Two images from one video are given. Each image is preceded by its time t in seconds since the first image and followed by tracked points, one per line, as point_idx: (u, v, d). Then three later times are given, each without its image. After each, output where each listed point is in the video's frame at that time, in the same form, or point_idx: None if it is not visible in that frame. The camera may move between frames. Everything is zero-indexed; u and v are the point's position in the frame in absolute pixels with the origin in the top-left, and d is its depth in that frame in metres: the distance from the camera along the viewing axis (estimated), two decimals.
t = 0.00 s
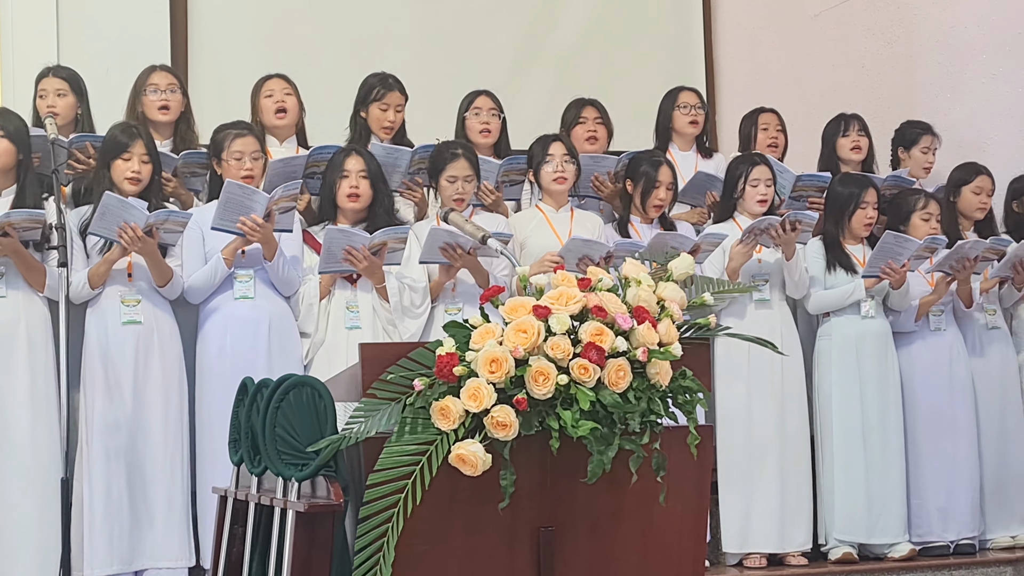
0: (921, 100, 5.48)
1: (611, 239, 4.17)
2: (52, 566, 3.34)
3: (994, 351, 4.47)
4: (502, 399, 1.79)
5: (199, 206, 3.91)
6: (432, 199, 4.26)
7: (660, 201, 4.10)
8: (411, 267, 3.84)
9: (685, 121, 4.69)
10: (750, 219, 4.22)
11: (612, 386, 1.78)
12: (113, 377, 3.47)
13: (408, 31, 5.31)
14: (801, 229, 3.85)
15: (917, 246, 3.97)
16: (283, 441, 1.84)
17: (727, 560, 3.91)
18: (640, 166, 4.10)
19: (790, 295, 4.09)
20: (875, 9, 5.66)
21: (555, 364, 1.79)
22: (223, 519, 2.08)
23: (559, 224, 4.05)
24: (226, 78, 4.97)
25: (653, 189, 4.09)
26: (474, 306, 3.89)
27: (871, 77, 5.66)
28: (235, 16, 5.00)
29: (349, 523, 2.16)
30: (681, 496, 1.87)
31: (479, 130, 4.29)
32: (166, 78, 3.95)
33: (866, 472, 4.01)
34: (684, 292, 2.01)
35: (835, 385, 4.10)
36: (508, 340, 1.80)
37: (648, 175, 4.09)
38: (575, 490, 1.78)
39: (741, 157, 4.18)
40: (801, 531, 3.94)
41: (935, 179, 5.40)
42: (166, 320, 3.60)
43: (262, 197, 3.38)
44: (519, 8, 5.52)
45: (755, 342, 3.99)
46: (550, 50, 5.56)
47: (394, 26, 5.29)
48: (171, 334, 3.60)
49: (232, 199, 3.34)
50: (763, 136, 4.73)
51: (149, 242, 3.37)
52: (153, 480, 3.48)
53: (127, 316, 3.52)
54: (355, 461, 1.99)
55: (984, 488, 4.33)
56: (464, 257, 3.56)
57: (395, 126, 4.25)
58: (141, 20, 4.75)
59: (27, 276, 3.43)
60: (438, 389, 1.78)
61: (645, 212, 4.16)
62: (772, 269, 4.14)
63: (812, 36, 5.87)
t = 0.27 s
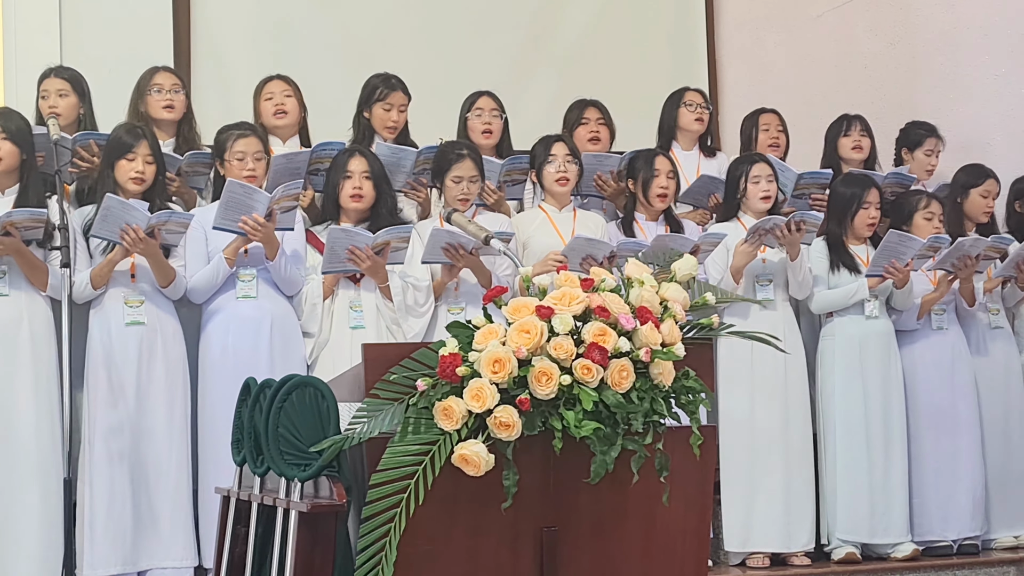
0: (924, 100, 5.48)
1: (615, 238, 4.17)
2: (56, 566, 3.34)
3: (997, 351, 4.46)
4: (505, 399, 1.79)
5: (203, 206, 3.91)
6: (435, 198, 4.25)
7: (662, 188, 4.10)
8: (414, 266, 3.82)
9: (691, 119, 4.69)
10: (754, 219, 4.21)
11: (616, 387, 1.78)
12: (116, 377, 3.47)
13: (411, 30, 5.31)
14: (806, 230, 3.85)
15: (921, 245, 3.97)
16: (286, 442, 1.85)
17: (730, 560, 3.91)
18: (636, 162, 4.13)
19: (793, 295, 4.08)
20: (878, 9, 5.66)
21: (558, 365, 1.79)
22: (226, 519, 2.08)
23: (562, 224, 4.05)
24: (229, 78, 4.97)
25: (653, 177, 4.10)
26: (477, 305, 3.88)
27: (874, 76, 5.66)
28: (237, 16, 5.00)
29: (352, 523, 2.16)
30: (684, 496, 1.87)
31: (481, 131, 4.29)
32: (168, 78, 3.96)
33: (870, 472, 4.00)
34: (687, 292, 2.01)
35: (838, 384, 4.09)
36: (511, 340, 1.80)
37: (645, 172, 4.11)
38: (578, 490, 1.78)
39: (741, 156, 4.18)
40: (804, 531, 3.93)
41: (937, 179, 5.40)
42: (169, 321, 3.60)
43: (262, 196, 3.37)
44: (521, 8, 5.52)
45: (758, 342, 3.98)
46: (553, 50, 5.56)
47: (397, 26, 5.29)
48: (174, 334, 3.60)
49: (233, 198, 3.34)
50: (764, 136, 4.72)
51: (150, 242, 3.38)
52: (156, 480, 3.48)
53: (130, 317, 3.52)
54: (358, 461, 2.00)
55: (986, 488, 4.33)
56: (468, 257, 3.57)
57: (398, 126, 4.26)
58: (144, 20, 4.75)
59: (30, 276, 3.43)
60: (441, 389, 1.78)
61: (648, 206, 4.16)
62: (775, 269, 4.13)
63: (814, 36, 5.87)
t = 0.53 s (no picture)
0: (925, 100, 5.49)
1: (617, 238, 4.17)
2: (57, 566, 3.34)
3: (999, 351, 4.46)
4: (507, 399, 1.79)
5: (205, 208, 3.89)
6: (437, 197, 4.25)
7: (654, 184, 4.12)
8: (416, 266, 3.84)
9: (688, 119, 4.69)
10: (755, 218, 4.20)
11: (617, 387, 1.78)
12: (118, 378, 3.47)
13: (412, 30, 5.31)
14: (811, 234, 3.85)
15: (922, 246, 3.97)
16: (288, 441, 1.84)
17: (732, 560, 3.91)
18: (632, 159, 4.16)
19: (794, 298, 4.09)
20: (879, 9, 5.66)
21: (560, 365, 1.79)
22: (227, 519, 2.08)
23: (564, 224, 4.04)
24: (231, 78, 4.98)
25: (646, 174, 4.12)
26: (479, 305, 3.89)
27: (875, 76, 5.66)
28: (238, 15, 5.01)
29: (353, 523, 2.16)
30: (686, 496, 1.87)
31: (481, 130, 4.29)
32: (173, 79, 3.98)
33: (871, 472, 4.00)
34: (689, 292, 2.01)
35: (840, 385, 4.09)
36: (513, 340, 1.80)
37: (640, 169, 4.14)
38: (580, 490, 1.78)
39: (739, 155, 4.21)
40: (806, 531, 3.93)
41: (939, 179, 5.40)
42: (171, 322, 3.60)
43: (264, 196, 3.37)
44: (523, 8, 5.52)
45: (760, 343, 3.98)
46: (554, 49, 5.55)
47: (398, 26, 5.29)
48: (176, 335, 3.60)
49: (235, 197, 3.34)
50: (765, 136, 4.72)
51: (155, 245, 3.39)
52: (158, 480, 3.48)
53: (132, 319, 3.52)
54: (359, 461, 2.00)
55: (988, 488, 4.33)
56: (471, 255, 3.57)
57: (401, 126, 4.26)
58: (145, 19, 4.75)
59: (32, 276, 3.43)
60: (443, 389, 1.78)
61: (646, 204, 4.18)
62: (777, 270, 4.13)
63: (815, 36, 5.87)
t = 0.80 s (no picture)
0: (925, 101, 5.49)
1: (618, 237, 4.18)
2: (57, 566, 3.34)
3: (1000, 351, 4.46)
4: (507, 399, 1.79)
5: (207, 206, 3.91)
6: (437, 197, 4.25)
7: (655, 185, 4.12)
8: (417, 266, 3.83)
9: (688, 121, 4.69)
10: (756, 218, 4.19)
11: (618, 386, 1.78)
12: (118, 379, 3.47)
13: (412, 30, 5.31)
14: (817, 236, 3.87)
15: (922, 247, 3.97)
16: (288, 441, 1.84)
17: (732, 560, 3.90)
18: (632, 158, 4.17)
19: (796, 299, 4.10)
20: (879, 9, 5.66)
21: (560, 364, 1.79)
22: (228, 518, 2.08)
23: (565, 224, 4.04)
24: (231, 78, 4.98)
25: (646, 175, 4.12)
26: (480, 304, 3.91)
27: (875, 76, 5.66)
28: (238, 15, 5.01)
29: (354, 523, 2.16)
30: (687, 496, 1.87)
31: (482, 130, 4.29)
32: (173, 79, 3.97)
33: (872, 472, 4.00)
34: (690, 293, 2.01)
35: (841, 385, 4.09)
36: (514, 340, 1.80)
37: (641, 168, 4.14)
38: (581, 490, 1.78)
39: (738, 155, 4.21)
40: (806, 531, 3.93)
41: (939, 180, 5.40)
42: (171, 323, 3.60)
43: (263, 194, 3.38)
44: (523, 8, 5.52)
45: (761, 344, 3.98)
46: (555, 49, 5.55)
47: (398, 26, 5.28)
48: (176, 335, 3.60)
49: (235, 197, 3.33)
50: (766, 136, 4.72)
51: (156, 248, 3.39)
52: (158, 481, 3.48)
53: (132, 320, 3.52)
54: (360, 461, 1.99)
55: (988, 488, 4.33)
56: (475, 254, 3.57)
57: (403, 126, 4.26)
58: (146, 19, 4.75)
59: (32, 277, 3.43)
60: (443, 389, 1.78)
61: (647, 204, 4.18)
62: (778, 270, 4.13)
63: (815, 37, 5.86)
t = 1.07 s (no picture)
0: (925, 101, 5.49)
1: (618, 237, 4.18)
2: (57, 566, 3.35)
3: (1000, 351, 4.46)
4: (507, 399, 1.79)
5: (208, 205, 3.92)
6: (438, 197, 4.25)
7: (655, 185, 4.12)
8: (417, 266, 3.81)
9: (687, 121, 4.69)
10: (755, 216, 4.20)
11: (618, 386, 1.78)
12: (118, 379, 3.47)
13: (412, 30, 5.31)
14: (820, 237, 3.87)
15: (923, 247, 3.97)
16: (288, 442, 1.84)
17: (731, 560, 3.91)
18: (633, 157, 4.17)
19: (796, 299, 4.10)
20: (879, 9, 5.66)
21: (560, 364, 1.79)
22: (228, 519, 2.08)
23: (564, 224, 4.04)
24: (231, 78, 4.98)
25: (646, 175, 4.12)
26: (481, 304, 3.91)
27: (875, 76, 5.66)
28: (238, 15, 5.01)
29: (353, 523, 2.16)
30: (687, 496, 1.87)
31: (482, 130, 4.29)
32: (172, 78, 3.98)
33: (872, 472, 4.00)
34: (689, 293, 2.01)
35: (841, 385, 4.09)
36: (514, 340, 1.80)
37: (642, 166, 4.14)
38: (581, 490, 1.78)
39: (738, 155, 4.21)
40: (806, 531, 3.93)
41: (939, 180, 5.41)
42: (171, 323, 3.60)
43: (264, 194, 3.38)
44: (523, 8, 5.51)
45: (761, 344, 3.98)
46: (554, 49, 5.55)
47: (398, 26, 5.28)
48: (176, 335, 3.60)
49: (235, 196, 3.34)
50: (767, 136, 4.72)
51: (155, 250, 3.39)
52: (158, 481, 3.48)
53: (132, 320, 3.52)
54: (360, 461, 1.99)
55: (988, 488, 4.33)
56: (476, 255, 3.57)
57: (403, 125, 4.25)
58: (146, 19, 4.75)
59: (32, 277, 3.43)
60: (443, 389, 1.78)
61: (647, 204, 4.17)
62: (780, 270, 4.13)
63: (815, 37, 5.87)
